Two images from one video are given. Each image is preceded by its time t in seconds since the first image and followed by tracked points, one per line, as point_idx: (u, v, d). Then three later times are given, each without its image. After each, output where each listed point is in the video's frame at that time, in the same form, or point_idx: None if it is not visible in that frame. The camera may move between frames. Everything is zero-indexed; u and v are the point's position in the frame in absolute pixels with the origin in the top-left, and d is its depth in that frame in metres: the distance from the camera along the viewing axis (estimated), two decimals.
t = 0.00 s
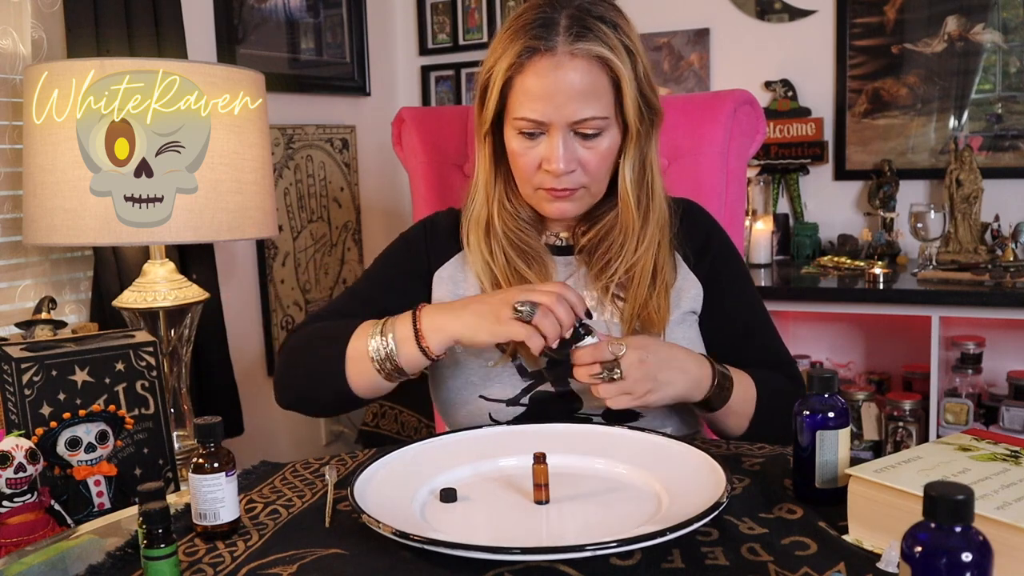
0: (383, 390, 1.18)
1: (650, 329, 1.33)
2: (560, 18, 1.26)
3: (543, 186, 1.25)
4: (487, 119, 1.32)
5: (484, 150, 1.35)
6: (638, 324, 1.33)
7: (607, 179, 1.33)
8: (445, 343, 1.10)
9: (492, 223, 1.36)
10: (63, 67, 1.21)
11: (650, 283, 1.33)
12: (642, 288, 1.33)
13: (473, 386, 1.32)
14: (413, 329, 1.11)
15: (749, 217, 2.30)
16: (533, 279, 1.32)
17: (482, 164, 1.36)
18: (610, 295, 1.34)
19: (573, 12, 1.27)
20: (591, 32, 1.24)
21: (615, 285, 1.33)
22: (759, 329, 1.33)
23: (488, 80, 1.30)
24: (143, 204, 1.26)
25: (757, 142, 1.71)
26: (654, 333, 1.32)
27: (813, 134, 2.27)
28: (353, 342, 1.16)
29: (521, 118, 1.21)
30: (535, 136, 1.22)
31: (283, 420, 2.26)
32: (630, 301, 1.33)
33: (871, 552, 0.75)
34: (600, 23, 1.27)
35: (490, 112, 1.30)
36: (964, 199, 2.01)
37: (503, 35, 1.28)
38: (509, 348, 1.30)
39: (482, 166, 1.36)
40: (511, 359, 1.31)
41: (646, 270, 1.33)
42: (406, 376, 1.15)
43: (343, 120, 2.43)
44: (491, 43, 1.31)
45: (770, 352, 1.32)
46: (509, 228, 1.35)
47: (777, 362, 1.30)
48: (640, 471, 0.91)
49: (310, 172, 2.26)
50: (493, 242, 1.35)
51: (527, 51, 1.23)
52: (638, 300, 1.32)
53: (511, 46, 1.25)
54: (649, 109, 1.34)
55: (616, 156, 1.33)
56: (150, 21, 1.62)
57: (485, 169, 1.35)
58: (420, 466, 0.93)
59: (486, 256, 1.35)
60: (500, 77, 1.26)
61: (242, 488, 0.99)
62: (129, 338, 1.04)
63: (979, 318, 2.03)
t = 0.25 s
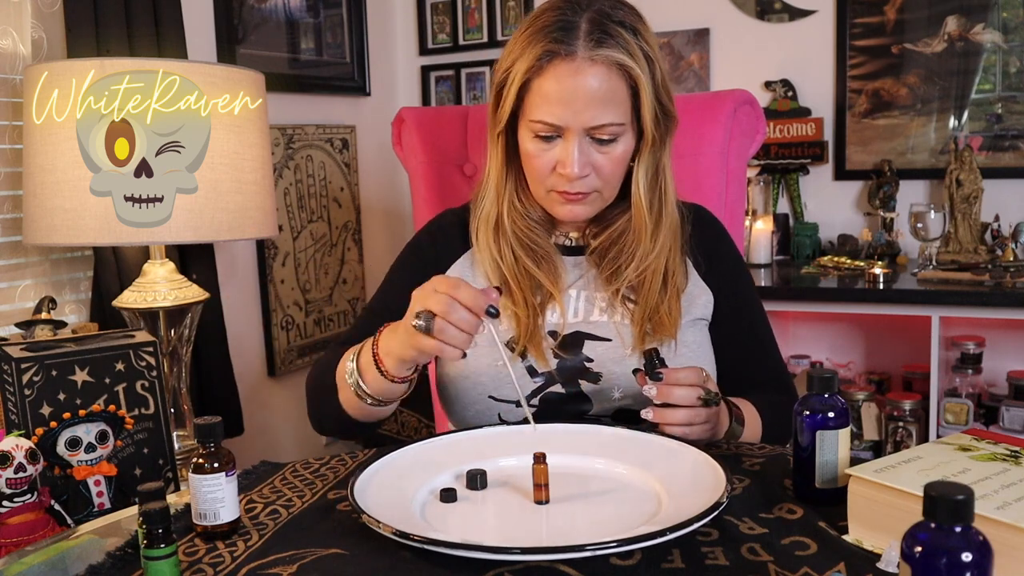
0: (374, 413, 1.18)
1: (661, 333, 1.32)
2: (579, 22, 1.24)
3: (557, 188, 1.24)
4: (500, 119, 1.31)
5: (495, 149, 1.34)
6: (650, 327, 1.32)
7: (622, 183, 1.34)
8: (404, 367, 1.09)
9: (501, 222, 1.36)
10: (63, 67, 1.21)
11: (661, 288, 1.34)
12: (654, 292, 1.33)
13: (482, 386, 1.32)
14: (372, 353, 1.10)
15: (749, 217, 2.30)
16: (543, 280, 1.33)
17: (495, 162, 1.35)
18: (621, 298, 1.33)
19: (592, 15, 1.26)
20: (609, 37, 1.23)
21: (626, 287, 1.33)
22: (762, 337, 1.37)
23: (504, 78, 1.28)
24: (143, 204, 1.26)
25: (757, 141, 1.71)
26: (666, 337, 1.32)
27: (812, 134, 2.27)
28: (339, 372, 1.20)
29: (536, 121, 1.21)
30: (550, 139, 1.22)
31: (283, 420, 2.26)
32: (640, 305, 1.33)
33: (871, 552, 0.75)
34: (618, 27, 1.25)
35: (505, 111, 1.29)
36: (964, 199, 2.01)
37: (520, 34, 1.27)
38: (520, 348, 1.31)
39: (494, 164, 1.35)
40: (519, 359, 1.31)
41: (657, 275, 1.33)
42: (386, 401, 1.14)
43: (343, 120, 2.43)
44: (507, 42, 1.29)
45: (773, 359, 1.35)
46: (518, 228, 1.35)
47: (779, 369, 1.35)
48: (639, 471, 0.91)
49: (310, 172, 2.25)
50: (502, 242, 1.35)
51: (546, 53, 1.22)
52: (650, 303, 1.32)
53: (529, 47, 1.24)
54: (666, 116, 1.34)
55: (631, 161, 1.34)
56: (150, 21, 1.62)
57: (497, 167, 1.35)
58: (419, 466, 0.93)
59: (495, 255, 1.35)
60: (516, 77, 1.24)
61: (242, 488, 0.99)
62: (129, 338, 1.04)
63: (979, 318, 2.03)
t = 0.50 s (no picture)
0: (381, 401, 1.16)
1: (666, 336, 1.32)
2: (592, 25, 1.24)
3: (566, 191, 1.25)
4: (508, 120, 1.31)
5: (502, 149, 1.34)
6: (654, 330, 1.32)
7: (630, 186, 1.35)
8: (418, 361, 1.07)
9: (508, 222, 1.36)
10: (62, 67, 1.21)
11: (667, 291, 1.34)
12: (659, 295, 1.33)
13: (487, 386, 1.31)
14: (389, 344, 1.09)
15: (749, 217, 2.30)
16: (548, 280, 1.33)
17: (502, 163, 1.35)
18: (626, 300, 1.33)
19: (606, 18, 1.26)
20: (623, 41, 1.23)
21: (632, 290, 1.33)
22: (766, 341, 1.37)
23: (514, 79, 1.28)
24: (143, 204, 1.26)
25: (757, 141, 1.71)
26: (670, 340, 1.32)
27: (812, 134, 2.27)
28: (348, 359, 1.18)
29: (547, 123, 1.21)
30: (561, 142, 1.22)
31: (283, 420, 2.26)
32: (646, 307, 1.33)
33: (871, 552, 0.75)
34: (631, 31, 1.26)
35: (514, 113, 1.28)
36: (964, 199, 2.01)
37: (532, 35, 1.26)
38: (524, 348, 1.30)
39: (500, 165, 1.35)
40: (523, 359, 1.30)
41: (662, 278, 1.34)
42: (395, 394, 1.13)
43: (343, 120, 2.43)
44: (518, 43, 1.29)
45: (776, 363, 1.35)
46: (524, 229, 1.35)
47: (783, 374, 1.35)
48: (639, 471, 0.91)
49: (310, 172, 2.25)
50: (508, 242, 1.35)
51: (558, 56, 1.22)
52: (655, 305, 1.32)
53: (541, 49, 1.23)
54: (675, 121, 1.34)
55: (640, 164, 1.34)
56: (150, 21, 1.62)
57: (504, 167, 1.35)
58: (420, 466, 0.93)
59: (500, 256, 1.35)
60: (528, 78, 1.24)
61: (242, 488, 0.99)
62: (129, 338, 1.04)
63: (980, 318, 2.03)
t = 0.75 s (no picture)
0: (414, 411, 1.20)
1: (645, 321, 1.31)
2: (566, 15, 1.25)
3: (547, 181, 1.25)
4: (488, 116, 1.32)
5: (483, 145, 1.36)
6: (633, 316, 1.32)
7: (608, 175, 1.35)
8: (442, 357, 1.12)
9: (490, 219, 1.39)
10: (62, 68, 1.21)
11: (644, 275, 1.33)
12: (635, 281, 1.32)
13: (470, 381, 1.31)
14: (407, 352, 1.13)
15: (749, 217, 2.30)
16: (529, 275, 1.32)
17: (482, 159, 1.36)
18: (605, 289, 1.32)
19: (578, 9, 1.26)
20: (597, 30, 1.24)
21: (610, 278, 1.33)
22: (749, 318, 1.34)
23: (491, 75, 1.28)
24: (143, 205, 1.26)
25: (756, 140, 1.71)
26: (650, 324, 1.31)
27: (813, 134, 2.27)
28: (373, 382, 1.22)
29: (526, 114, 1.21)
30: (541, 132, 1.22)
31: (283, 420, 2.26)
32: (624, 295, 1.32)
33: (871, 552, 0.75)
34: (603, 20, 1.26)
35: (494, 108, 1.29)
36: (964, 199, 2.01)
37: (508, 29, 1.27)
38: (506, 340, 1.30)
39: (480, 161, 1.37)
40: (506, 353, 1.30)
41: (640, 264, 1.33)
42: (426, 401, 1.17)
43: (343, 120, 2.43)
44: (494, 38, 1.30)
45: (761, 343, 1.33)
46: (506, 223, 1.37)
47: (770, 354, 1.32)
48: (639, 471, 0.91)
49: (310, 172, 2.25)
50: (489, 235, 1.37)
51: (533, 47, 1.22)
52: (633, 292, 1.32)
53: (515, 43, 1.24)
54: (650, 109, 1.35)
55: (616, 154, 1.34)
56: (150, 21, 1.62)
57: (485, 162, 1.36)
58: (420, 466, 0.93)
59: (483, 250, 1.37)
60: (505, 72, 1.25)
61: (242, 488, 0.99)
62: (129, 338, 1.04)
63: (979, 318, 2.03)
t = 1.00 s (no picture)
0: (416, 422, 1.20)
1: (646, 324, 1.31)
2: (578, 16, 1.25)
3: (554, 182, 1.25)
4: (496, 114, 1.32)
5: (490, 143, 1.36)
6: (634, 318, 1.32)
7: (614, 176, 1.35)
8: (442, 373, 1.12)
9: (494, 217, 1.38)
10: (63, 67, 1.21)
11: (646, 279, 1.33)
12: (637, 284, 1.32)
13: (470, 380, 1.32)
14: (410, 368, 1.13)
15: (749, 217, 2.30)
16: (532, 276, 1.33)
17: (488, 157, 1.36)
18: (606, 290, 1.33)
19: (592, 10, 1.26)
20: (610, 32, 1.24)
21: (613, 280, 1.33)
22: (748, 320, 1.34)
23: (501, 74, 1.29)
24: (143, 205, 1.26)
25: (756, 140, 1.71)
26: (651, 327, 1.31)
27: (812, 134, 2.27)
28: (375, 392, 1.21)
29: (536, 115, 1.22)
30: (549, 133, 1.22)
31: (283, 420, 2.26)
32: (626, 296, 1.32)
33: (871, 552, 0.75)
34: (616, 22, 1.26)
35: (503, 107, 1.29)
36: (964, 199, 2.01)
37: (519, 28, 1.27)
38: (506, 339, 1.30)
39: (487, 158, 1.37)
40: (506, 352, 1.31)
41: (643, 267, 1.33)
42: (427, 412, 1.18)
43: (343, 120, 2.43)
44: (505, 37, 1.30)
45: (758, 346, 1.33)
46: (511, 223, 1.37)
47: (767, 356, 1.32)
48: (639, 471, 0.91)
49: (310, 172, 2.25)
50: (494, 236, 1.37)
51: (544, 48, 1.22)
52: (635, 293, 1.32)
53: (527, 43, 1.24)
54: (658, 111, 1.35)
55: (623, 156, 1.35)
56: (150, 21, 1.62)
57: (491, 161, 1.36)
58: (420, 466, 0.93)
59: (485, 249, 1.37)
60: (515, 72, 1.25)
61: (242, 488, 0.99)
62: (129, 338, 1.04)
63: (979, 318, 2.03)
